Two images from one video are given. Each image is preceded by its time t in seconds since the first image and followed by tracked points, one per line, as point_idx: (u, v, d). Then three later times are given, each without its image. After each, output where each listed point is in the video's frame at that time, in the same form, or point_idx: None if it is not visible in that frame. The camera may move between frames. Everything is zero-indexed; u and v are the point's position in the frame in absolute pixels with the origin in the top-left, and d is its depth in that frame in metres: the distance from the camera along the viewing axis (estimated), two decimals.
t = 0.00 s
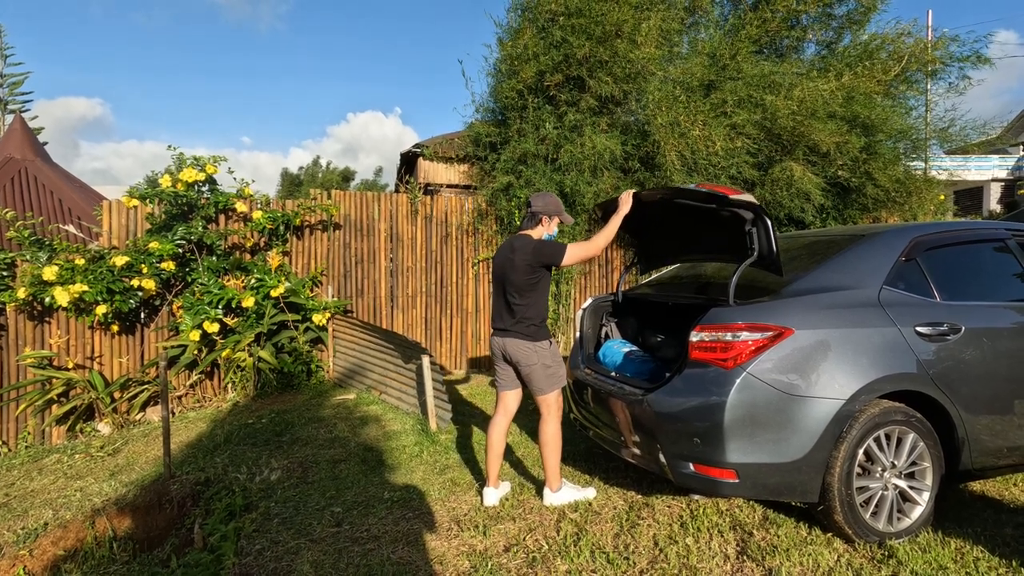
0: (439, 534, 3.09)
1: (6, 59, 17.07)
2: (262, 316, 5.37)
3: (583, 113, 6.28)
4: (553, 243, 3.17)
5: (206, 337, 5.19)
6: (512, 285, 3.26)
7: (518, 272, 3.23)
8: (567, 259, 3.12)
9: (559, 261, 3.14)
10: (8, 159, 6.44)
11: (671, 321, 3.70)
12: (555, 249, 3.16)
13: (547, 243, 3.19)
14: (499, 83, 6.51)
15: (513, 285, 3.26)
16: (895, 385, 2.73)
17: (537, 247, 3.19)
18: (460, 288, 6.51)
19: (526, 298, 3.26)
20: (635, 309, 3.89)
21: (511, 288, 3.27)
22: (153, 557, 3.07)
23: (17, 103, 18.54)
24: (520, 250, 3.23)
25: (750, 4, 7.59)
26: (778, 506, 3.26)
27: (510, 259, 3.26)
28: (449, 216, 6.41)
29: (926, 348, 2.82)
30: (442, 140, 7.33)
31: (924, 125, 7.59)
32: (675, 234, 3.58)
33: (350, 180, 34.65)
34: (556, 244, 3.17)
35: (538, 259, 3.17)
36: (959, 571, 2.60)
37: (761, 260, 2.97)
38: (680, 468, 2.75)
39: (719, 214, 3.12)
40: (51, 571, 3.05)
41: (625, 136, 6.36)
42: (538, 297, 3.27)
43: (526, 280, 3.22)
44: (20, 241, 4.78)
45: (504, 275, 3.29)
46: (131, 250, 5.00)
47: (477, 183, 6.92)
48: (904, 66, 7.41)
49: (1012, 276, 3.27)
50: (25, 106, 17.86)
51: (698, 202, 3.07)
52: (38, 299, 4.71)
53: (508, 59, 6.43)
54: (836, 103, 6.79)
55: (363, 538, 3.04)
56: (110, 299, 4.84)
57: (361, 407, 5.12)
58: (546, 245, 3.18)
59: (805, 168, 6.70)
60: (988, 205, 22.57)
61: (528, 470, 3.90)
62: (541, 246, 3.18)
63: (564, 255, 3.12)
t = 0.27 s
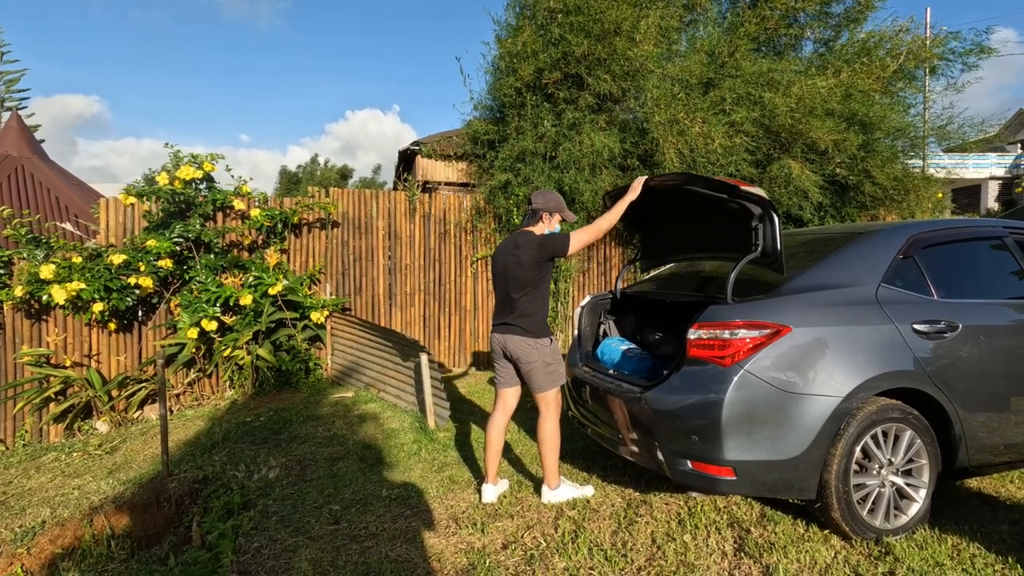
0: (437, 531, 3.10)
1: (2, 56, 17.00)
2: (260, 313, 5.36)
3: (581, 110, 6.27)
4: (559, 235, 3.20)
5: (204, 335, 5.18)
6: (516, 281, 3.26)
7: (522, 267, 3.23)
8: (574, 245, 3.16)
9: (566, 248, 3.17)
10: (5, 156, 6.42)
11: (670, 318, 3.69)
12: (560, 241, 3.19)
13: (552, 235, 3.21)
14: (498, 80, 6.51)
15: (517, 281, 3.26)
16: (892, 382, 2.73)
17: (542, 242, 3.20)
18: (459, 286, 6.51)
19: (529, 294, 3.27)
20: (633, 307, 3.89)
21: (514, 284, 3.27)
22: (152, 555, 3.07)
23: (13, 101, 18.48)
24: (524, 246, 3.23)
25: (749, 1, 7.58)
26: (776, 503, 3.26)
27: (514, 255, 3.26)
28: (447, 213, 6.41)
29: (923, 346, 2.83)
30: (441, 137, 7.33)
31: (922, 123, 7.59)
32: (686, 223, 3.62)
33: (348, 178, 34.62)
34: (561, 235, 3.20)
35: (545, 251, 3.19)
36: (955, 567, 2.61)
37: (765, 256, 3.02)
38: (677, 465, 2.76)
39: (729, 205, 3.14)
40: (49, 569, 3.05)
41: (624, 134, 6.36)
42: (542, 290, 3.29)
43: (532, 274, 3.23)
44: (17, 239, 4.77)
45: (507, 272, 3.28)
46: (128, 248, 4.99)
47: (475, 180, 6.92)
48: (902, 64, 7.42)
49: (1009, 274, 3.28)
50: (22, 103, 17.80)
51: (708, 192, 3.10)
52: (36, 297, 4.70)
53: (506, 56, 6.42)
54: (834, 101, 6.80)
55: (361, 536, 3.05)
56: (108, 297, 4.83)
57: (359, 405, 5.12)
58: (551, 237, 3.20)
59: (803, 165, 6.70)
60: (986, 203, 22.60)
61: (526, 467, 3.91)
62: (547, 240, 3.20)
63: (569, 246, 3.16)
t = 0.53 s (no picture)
0: (436, 531, 3.10)
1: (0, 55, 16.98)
2: (258, 313, 5.35)
3: (580, 110, 6.27)
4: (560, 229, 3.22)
5: (203, 335, 5.17)
6: (517, 278, 3.26)
7: (524, 264, 3.24)
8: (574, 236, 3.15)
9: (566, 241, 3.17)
10: (2, 155, 6.41)
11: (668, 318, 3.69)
12: (562, 237, 3.20)
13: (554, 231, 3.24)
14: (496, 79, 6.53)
15: (518, 279, 3.26)
16: (891, 382, 2.73)
17: (545, 239, 3.23)
18: (457, 285, 6.50)
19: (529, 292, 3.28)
20: (632, 306, 3.89)
21: (515, 282, 3.27)
22: (150, 554, 3.07)
23: (12, 101, 18.48)
24: (526, 243, 3.25)
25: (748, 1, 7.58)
26: (774, 503, 3.27)
27: (515, 252, 3.26)
28: (446, 213, 6.41)
29: (921, 346, 2.83)
30: (439, 137, 7.32)
31: (921, 122, 7.60)
32: (690, 219, 3.62)
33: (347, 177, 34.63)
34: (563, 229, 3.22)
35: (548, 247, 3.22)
36: (953, 567, 2.61)
37: (766, 254, 3.02)
38: (676, 464, 2.76)
39: (736, 203, 3.15)
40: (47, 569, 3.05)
41: (623, 133, 6.35)
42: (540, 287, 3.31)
43: (533, 271, 3.25)
44: (15, 238, 4.76)
45: (507, 270, 3.28)
46: (126, 247, 4.98)
47: (474, 180, 6.91)
48: (901, 63, 7.42)
49: (1008, 274, 3.28)
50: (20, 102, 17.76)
51: (716, 188, 3.10)
52: (33, 297, 4.69)
53: (505, 55, 6.41)
54: (833, 100, 6.81)
55: (360, 536, 3.04)
56: (106, 296, 4.82)
57: (358, 404, 5.12)
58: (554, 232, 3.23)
59: (802, 165, 6.71)
60: (984, 202, 22.63)
61: (524, 467, 3.91)
62: (550, 237, 3.22)
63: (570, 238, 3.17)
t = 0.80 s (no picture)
0: (436, 531, 3.10)
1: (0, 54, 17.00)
2: (258, 313, 5.35)
3: (580, 110, 6.27)
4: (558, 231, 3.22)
5: (202, 335, 5.17)
6: (514, 278, 3.27)
7: (521, 264, 3.25)
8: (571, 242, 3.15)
9: (564, 246, 3.17)
10: (2, 156, 6.42)
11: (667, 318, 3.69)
12: (558, 238, 3.20)
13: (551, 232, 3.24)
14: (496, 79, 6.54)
15: (515, 279, 3.27)
16: (891, 382, 2.73)
17: (542, 240, 3.23)
18: (457, 285, 6.50)
19: (527, 292, 3.28)
20: (632, 306, 3.89)
21: (513, 282, 3.28)
22: (150, 554, 3.07)
23: (11, 101, 18.49)
24: (523, 244, 3.26)
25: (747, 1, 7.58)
26: (774, 503, 3.27)
27: (513, 252, 3.28)
28: (446, 213, 6.41)
29: (921, 346, 2.83)
30: (439, 137, 7.32)
31: (921, 122, 7.60)
32: (691, 219, 3.62)
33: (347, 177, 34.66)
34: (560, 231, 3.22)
35: (545, 248, 3.21)
36: (953, 567, 2.61)
37: (767, 254, 3.02)
38: (676, 464, 2.76)
39: (736, 203, 3.16)
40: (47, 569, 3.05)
41: (623, 133, 6.35)
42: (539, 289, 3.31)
43: (530, 271, 3.25)
44: (15, 238, 4.76)
45: (505, 270, 3.30)
46: (126, 247, 4.98)
47: (474, 180, 6.91)
48: (900, 63, 7.42)
49: (1007, 274, 3.28)
50: (20, 102, 17.78)
51: (717, 188, 3.10)
52: (33, 297, 4.69)
53: (505, 55, 6.41)
54: (832, 100, 6.81)
55: (360, 536, 3.04)
56: (106, 296, 4.82)
57: (358, 404, 5.12)
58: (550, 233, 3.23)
59: (802, 165, 6.71)
60: (983, 202, 22.65)
61: (524, 466, 3.91)
62: (546, 237, 3.22)
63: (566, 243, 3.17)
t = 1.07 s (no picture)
0: (435, 531, 3.09)
1: None
2: (258, 313, 5.35)
3: (580, 110, 6.26)
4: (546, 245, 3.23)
5: (202, 335, 5.16)
6: (504, 281, 3.30)
7: (510, 268, 3.27)
8: (553, 270, 3.16)
9: (547, 267, 3.16)
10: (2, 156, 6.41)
11: (667, 318, 3.69)
12: (546, 251, 3.20)
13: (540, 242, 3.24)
14: (495, 79, 6.54)
15: (505, 281, 3.30)
16: (890, 382, 2.73)
17: (528, 246, 3.23)
18: (457, 285, 6.50)
19: (517, 296, 3.28)
20: (632, 306, 3.89)
21: (504, 284, 3.31)
22: (149, 555, 3.07)
23: (10, 100, 18.49)
24: (512, 246, 3.28)
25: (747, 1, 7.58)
26: (774, 503, 3.27)
27: (503, 255, 3.31)
28: (445, 213, 6.41)
29: (921, 346, 2.83)
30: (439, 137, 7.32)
31: (920, 123, 7.60)
32: (690, 219, 3.62)
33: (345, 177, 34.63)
34: (550, 249, 3.22)
35: (529, 257, 3.20)
36: (953, 567, 2.61)
37: (766, 254, 3.03)
38: (675, 464, 2.76)
39: (735, 203, 3.17)
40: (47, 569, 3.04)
41: (623, 133, 6.35)
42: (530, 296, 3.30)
43: (517, 277, 3.26)
44: (14, 238, 4.76)
45: (497, 272, 3.34)
46: (125, 247, 4.97)
47: (474, 180, 6.91)
48: (900, 63, 7.43)
49: (1007, 274, 3.28)
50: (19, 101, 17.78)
51: (716, 189, 3.11)
52: (32, 297, 4.68)
53: (504, 56, 6.42)
54: (831, 101, 6.82)
55: (360, 536, 3.04)
56: (105, 297, 4.82)
57: (358, 404, 5.11)
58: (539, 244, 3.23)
59: (802, 165, 6.71)
60: (982, 202, 22.69)
61: (524, 466, 3.90)
62: (533, 244, 3.23)
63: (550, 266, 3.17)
